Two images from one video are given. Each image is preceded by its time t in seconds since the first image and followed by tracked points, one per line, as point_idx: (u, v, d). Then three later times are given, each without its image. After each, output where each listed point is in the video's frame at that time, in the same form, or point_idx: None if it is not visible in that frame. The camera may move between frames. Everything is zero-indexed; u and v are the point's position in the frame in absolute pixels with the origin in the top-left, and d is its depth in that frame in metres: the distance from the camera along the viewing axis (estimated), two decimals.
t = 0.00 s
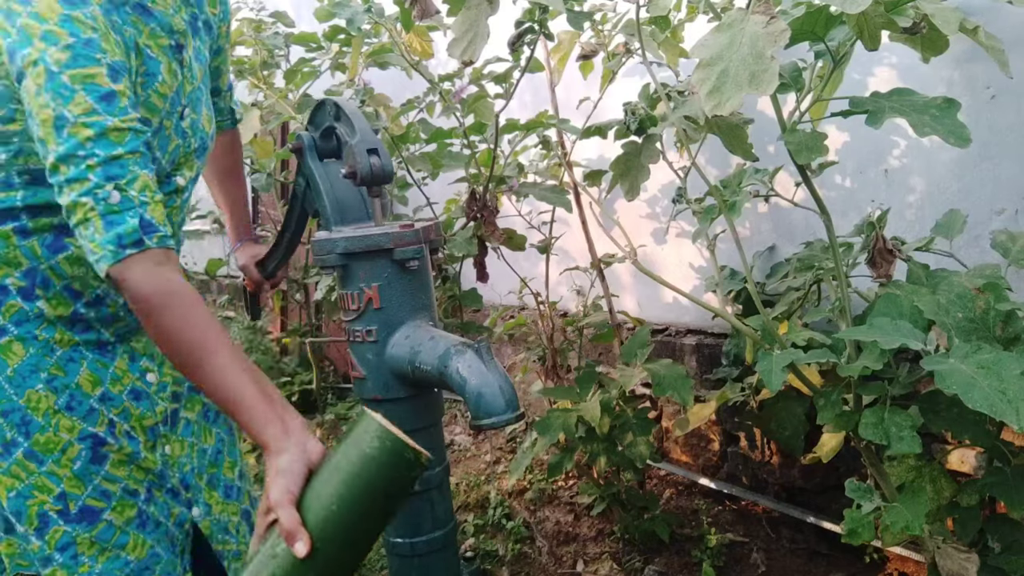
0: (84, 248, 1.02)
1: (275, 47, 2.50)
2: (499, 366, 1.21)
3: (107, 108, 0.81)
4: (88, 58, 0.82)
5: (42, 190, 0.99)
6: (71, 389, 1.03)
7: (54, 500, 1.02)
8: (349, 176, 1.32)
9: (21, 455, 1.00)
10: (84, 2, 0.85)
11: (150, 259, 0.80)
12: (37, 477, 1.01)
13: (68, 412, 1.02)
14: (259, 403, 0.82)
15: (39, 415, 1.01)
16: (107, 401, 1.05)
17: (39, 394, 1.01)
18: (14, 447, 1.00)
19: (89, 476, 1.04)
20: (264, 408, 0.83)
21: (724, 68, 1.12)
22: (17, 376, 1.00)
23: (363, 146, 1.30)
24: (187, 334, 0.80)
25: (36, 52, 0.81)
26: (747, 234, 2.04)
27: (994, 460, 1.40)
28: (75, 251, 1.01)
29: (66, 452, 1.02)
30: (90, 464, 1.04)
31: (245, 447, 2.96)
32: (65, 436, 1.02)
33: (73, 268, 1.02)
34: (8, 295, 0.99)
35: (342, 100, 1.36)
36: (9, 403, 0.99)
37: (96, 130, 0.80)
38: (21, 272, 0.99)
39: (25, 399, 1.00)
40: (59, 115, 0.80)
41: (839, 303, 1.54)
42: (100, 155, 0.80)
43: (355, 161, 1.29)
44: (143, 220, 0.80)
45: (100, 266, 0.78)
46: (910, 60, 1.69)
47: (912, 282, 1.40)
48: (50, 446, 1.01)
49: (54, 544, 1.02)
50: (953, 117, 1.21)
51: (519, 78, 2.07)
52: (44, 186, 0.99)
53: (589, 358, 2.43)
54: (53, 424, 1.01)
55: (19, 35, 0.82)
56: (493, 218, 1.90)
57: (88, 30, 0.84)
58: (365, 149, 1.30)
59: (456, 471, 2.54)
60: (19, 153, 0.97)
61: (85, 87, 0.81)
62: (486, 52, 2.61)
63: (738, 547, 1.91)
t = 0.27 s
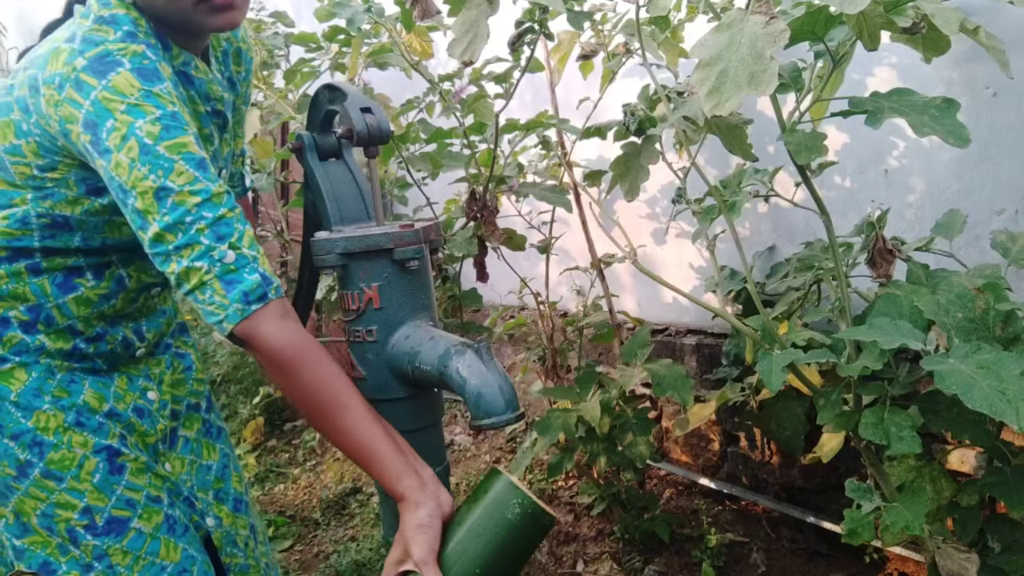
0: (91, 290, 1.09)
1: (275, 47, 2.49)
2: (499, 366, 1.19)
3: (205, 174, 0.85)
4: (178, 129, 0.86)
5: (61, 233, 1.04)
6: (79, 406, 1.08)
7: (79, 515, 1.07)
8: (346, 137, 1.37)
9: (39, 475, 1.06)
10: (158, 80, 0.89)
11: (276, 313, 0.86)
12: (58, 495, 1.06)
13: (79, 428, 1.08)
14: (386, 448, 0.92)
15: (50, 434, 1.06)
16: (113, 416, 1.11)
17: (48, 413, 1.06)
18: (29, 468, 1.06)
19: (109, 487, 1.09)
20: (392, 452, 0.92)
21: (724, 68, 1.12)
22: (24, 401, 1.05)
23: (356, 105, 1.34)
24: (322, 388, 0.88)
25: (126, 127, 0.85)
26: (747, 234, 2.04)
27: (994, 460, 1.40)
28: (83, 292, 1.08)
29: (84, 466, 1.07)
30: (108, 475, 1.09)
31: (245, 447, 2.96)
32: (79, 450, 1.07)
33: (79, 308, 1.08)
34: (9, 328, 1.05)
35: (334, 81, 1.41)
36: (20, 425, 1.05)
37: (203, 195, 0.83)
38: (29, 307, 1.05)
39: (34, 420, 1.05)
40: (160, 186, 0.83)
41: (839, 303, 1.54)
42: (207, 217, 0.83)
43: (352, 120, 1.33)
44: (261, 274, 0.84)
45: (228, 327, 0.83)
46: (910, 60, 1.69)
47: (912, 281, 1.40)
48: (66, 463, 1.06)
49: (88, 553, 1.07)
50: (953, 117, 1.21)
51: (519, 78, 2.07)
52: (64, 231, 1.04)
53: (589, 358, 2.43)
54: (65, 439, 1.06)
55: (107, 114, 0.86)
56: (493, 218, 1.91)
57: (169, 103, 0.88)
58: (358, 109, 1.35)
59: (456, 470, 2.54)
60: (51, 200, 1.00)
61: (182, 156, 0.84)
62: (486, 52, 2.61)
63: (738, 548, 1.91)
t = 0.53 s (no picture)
0: (91, 297, 1.06)
1: (275, 47, 2.49)
2: (500, 366, 1.18)
3: (227, 186, 0.86)
4: (199, 141, 0.86)
5: (61, 237, 1.01)
6: (74, 411, 1.06)
7: (71, 526, 1.04)
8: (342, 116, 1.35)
9: (32, 484, 1.03)
10: (178, 93, 0.90)
11: (301, 321, 0.87)
12: (51, 504, 1.03)
13: (73, 433, 1.05)
14: (419, 450, 0.92)
15: (46, 441, 1.03)
16: (105, 421, 1.09)
17: (46, 419, 1.03)
18: (22, 477, 1.02)
19: (103, 497, 1.06)
20: (424, 453, 0.93)
21: (724, 68, 1.12)
22: (21, 406, 1.02)
23: (352, 87, 1.34)
24: (353, 395, 0.88)
25: (147, 139, 0.85)
26: (747, 234, 2.04)
27: (994, 459, 1.40)
28: (83, 299, 1.05)
29: (78, 474, 1.05)
30: (102, 484, 1.06)
31: (246, 446, 2.96)
32: (75, 458, 1.04)
33: (78, 314, 1.06)
34: (8, 334, 1.02)
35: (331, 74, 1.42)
36: (15, 432, 1.02)
37: (226, 207, 0.84)
38: (27, 312, 1.02)
39: (30, 426, 1.03)
40: (183, 198, 0.84)
41: (839, 303, 1.54)
42: (231, 228, 0.84)
43: (348, 101, 1.32)
44: (286, 283, 0.85)
45: (254, 337, 0.84)
46: (910, 59, 1.69)
47: (913, 281, 1.41)
48: (61, 471, 1.04)
49: (78, 566, 1.05)
50: (953, 117, 1.20)
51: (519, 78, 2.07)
52: (64, 235, 1.01)
53: (589, 358, 2.43)
54: (61, 446, 1.04)
55: (125, 125, 0.86)
56: (493, 218, 1.91)
57: (189, 116, 0.89)
58: (354, 91, 1.35)
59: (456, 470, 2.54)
60: (53, 204, 0.99)
61: (204, 168, 0.85)
62: (486, 52, 2.61)
63: (738, 548, 1.91)
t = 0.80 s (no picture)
0: (97, 284, 1.07)
1: (275, 47, 2.49)
2: (500, 365, 1.18)
3: (241, 166, 0.86)
4: (216, 120, 0.87)
5: (67, 219, 1.00)
6: (80, 407, 1.06)
7: (70, 525, 1.04)
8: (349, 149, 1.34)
9: (33, 481, 1.02)
10: (194, 70, 0.91)
11: (308, 309, 0.87)
12: (51, 503, 1.03)
13: (79, 430, 1.05)
14: (419, 447, 0.92)
15: (53, 437, 1.03)
16: (107, 417, 1.09)
17: (54, 415, 1.03)
18: (23, 474, 1.01)
19: (104, 496, 1.07)
20: (424, 451, 0.92)
21: (724, 68, 1.12)
22: (29, 400, 1.02)
23: (360, 118, 1.32)
24: (354, 386, 0.88)
25: (164, 114, 0.85)
26: (747, 234, 2.04)
27: (994, 459, 1.40)
28: (91, 287, 1.06)
29: (81, 473, 1.05)
30: (104, 484, 1.07)
31: (246, 446, 2.96)
32: (79, 455, 1.05)
33: (85, 302, 1.06)
34: (17, 324, 1.01)
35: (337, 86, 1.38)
36: (22, 426, 1.01)
37: (241, 187, 0.85)
38: (35, 300, 1.02)
39: (38, 421, 1.02)
40: (198, 175, 0.84)
41: (839, 303, 1.54)
42: (244, 209, 0.85)
43: (355, 132, 1.30)
44: (295, 269, 0.86)
45: (259, 322, 0.85)
46: (910, 59, 1.69)
47: (913, 281, 1.41)
48: (64, 469, 1.03)
49: (73, 566, 1.04)
50: (953, 117, 1.20)
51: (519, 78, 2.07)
52: (69, 217, 1.00)
53: (589, 358, 2.43)
54: (67, 444, 1.04)
55: (143, 101, 0.86)
56: (493, 218, 1.91)
57: (204, 93, 0.89)
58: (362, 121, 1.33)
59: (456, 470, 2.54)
60: (57, 186, 0.98)
61: (220, 146, 0.86)
62: (486, 52, 2.61)
63: (738, 548, 1.91)
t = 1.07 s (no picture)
0: (108, 268, 1.06)
1: (275, 47, 2.49)
2: (500, 366, 1.18)
3: (252, 172, 0.86)
4: (232, 124, 0.87)
5: (82, 212, 1.01)
6: (82, 403, 1.06)
7: (63, 520, 1.05)
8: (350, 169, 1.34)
9: (30, 474, 1.03)
10: (214, 72, 0.91)
11: (303, 323, 0.88)
12: (46, 496, 1.04)
13: (79, 427, 1.05)
14: (398, 473, 0.91)
15: (52, 432, 1.03)
16: (112, 413, 1.09)
17: (54, 410, 1.04)
18: (21, 466, 1.03)
19: (100, 493, 1.07)
20: (402, 478, 0.92)
21: (724, 68, 1.12)
22: (30, 394, 1.02)
23: (362, 140, 1.31)
24: (341, 406, 0.89)
25: (179, 116, 0.85)
26: (747, 234, 2.04)
27: (994, 459, 1.40)
28: (101, 271, 1.05)
29: (78, 470, 1.05)
30: (101, 481, 1.07)
31: (245, 446, 2.96)
32: (77, 452, 1.05)
33: (96, 288, 1.06)
34: (25, 312, 1.02)
35: (342, 97, 1.37)
36: (22, 418, 1.02)
37: (248, 193, 0.85)
38: (43, 288, 1.02)
39: (39, 415, 1.03)
40: (208, 179, 0.84)
41: (839, 303, 1.54)
42: (249, 216, 0.85)
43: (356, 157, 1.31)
44: (293, 280, 0.86)
45: (254, 331, 0.85)
46: (910, 59, 1.69)
47: (913, 281, 1.41)
48: (61, 464, 1.04)
49: (65, 560, 1.05)
50: (953, 117, 1.20)
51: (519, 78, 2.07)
52: (85, 210, 1.01)
53: (589, 358, 2.43)
54: (67, 440, 1.04)
55: (161, 101, 0.86)
56: (493, 218, 1.91)
57: (223, 95, 0.89)
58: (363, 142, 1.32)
59: (456, 470, 2.54)
60: (75, 178, 0.98)
61: (232, 151, 0.86)
62: (486, 52, 2.61)
63: (738, 548, 1.91)
